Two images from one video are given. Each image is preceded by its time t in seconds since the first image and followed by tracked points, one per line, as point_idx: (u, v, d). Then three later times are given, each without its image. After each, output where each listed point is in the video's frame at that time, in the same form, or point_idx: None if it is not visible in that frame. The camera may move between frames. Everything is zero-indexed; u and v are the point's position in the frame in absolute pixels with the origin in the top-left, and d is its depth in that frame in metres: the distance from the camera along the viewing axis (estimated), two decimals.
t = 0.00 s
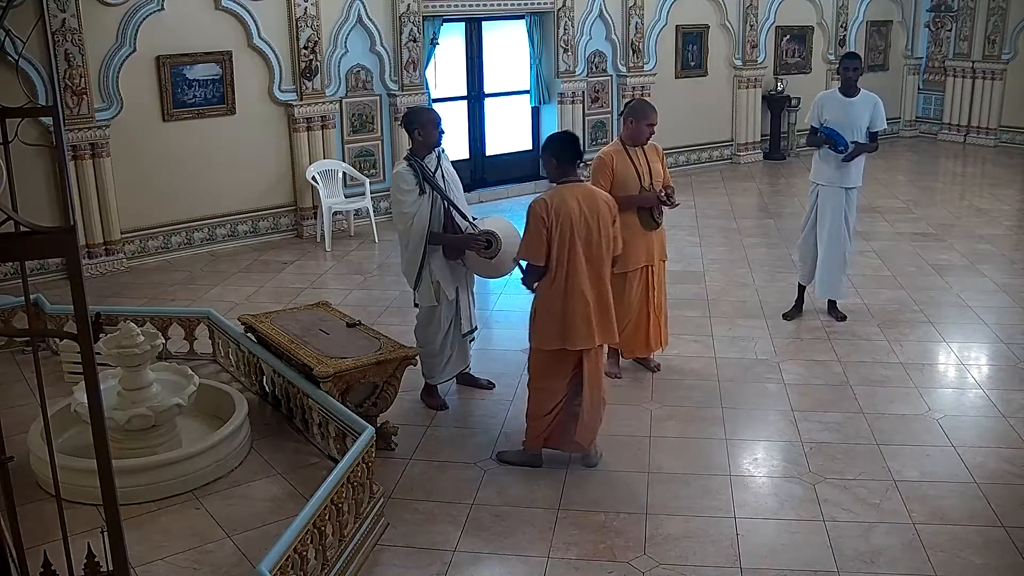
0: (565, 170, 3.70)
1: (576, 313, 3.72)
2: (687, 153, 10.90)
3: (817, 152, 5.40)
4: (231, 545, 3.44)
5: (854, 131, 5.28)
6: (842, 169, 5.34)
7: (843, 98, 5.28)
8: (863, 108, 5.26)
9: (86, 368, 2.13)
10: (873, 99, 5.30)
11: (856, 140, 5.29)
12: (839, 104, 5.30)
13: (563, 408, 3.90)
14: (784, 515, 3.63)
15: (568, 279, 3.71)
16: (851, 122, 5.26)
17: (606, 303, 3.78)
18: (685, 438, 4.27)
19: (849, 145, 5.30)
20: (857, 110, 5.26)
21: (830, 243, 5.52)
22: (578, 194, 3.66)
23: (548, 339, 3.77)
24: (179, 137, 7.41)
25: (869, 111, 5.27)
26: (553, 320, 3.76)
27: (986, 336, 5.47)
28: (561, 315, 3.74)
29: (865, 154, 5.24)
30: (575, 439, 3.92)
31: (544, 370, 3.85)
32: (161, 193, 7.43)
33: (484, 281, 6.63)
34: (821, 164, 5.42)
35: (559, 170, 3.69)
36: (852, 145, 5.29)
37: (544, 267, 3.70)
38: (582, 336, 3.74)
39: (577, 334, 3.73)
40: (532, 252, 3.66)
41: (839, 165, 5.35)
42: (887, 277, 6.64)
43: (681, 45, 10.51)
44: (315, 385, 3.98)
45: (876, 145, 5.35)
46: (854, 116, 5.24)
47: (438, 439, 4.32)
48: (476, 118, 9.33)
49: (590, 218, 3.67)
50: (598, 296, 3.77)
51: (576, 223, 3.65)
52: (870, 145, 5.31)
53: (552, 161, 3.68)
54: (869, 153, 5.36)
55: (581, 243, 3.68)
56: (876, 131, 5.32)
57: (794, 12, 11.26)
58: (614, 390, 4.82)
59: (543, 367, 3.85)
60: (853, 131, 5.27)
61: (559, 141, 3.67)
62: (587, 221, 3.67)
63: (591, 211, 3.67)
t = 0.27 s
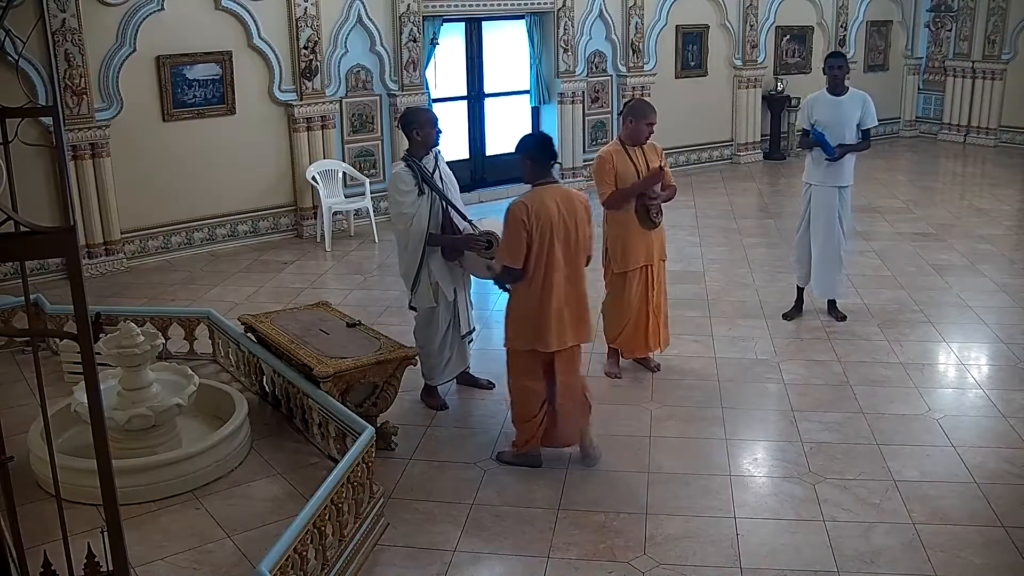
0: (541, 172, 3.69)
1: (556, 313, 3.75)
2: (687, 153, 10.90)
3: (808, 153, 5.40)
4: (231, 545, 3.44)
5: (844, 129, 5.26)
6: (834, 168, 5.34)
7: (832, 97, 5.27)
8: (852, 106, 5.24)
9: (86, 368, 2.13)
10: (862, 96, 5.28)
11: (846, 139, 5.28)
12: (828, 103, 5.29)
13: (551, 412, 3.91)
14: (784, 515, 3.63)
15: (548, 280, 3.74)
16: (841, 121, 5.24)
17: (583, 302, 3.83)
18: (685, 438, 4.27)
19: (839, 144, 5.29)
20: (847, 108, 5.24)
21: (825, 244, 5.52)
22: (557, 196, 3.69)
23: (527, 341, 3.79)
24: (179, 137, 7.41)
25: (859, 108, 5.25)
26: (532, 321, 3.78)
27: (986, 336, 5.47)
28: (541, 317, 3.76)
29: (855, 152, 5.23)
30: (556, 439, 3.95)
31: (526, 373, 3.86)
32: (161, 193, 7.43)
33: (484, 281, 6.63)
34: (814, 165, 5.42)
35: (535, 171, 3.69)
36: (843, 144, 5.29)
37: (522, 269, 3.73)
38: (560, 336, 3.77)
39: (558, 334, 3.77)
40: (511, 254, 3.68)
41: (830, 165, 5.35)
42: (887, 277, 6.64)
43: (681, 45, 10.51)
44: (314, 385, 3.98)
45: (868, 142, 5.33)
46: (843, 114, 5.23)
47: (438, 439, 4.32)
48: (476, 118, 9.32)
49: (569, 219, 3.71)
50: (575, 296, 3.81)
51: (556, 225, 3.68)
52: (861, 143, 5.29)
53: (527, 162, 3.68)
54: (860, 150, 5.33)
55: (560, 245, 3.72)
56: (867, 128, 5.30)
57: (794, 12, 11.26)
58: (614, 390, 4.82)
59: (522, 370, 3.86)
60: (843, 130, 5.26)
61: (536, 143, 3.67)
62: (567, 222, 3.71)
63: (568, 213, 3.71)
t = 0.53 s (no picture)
0: (518, 172, 3.73)
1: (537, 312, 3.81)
2: (687, 153, 10.89)
3: (799, 155, 5.41)
4: (231, 546, 3.44)
5: (834, 129, 5.27)
6: (825, 168, 5.34)
7: (820, 98, 5.28)
8: (840, 105, 5.26)
9: (85, 368, 2.13)
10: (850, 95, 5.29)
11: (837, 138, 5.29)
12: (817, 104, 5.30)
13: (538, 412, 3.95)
14: (784, 515, 3.63)
15: (528, 279, 3.79)
16: (831, 121, 5.26)
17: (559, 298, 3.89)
18: (685, 438, 4.27)
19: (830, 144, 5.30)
20: (836, 108, 5.26)
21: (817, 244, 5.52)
22: (535, 196, 3.73)
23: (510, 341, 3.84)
24: (179, 137, 7.41)
25: (847, 108, 5.27)
26: (514, 321, 3.83)
27: (986, 336, 5.47)
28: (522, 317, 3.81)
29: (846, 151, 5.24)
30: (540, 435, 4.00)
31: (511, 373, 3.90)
32: (160, 193, 7.43)
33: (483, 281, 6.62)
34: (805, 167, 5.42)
35: (513, 171, 3.72)
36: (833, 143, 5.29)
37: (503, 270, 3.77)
38: (541, 333, 3.83)
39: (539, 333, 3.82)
40: (493, 255, 3.72)
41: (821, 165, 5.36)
42: (887, 277, 6.64)
43: (681, 45, 10.50)
44: (314, 385, 3.99)
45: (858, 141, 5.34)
46: (833, 114, 5.24)
47: (438, 439, 4.32)
48: (476, 118, 9.32)
49: (547, 218, 3.76)
50: (553, 293, 3.88)
51: (535, 225, 3.73)
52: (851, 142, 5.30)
53: (505, 162, 3.72)
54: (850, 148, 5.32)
55: (539, 244, 3.77)
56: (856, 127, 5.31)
57: (794, 12, 11.26)
58: (614, 390, 4.82)
59: (505, 370, 3.90)
60: (833, 130, 5.26)
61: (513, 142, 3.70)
62: (546, 222, 3.76)
63: (547, 212, 3.76)
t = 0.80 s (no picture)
0: (500, 171, 3.75)
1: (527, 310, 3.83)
2: (687, 153, 10.89)
3: (793, 157, 5.42)
4: (231, 546, 3.44)
5: (826, 129, 5.27)
6: (819, 168, 5.34)
7: (810, 99, 5.29)
8: (831, 105, 5.26)
9: (86, 367, 2.13)
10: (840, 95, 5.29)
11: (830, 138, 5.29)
12: (808, 105, 5.30)
13: (532, 410, 3.97)
14: (783, 515, 3.63)
15: (517, 278, 3.82)
16: (823, 121, 5.26)
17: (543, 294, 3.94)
18: (685, 438, 4.27)
19: (822, 144, 5.30)
20: (827, 108, 5.26)
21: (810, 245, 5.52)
22: (518, 194, 3.76)
23: (503, 343, 3.85)
24: (179, 137, 7.42)
25: (838, 107, 5.27)
26: (504, 320, 3.84)
27: (986, 336, 5.47)
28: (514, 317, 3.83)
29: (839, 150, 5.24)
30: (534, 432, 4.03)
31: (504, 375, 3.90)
32: (160, 193, 7.43)
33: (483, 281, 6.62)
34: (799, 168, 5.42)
35: (494, 171, 3.75)
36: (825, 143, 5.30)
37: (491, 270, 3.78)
38: (531, 331, 3.86)
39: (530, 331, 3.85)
40: (480, 256, 3.73)
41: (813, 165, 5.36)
42: (887, 277, 6.64)
43: (681, 45, 10.50)
44: (315, 385, 3.98)
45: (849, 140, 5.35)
46: (824, 114, 5.24)
47: (438, 440, 4.32)
48: (476, 118, 9.32)
49: (532, 216, 3.79)
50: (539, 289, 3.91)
51: (522, 224, 3.76)
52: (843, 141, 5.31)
53: (486, 164, 3.75)
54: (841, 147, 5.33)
55: (526, 242, 3.80)
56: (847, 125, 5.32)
57: (794, 12, 11.26)
58: (614, 390, 4.82)
59: (497, 372, 3.90)
60: (825, 129, 5.27)
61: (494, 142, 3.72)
62: (531, 219, 3.79)
63: (529, 209, 3.79)
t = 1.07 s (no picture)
0: (482, 170, 3.76)
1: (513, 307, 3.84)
2: (687, 153, 10.90)
3: (793, 157, 5.41)
4: (231, 546, 3.44)
5: (824, 129, 5.27)
6: (818, 168, 5.34)
7: (808, 99, 5.29)
8: (828, 105, 5.26)
9: (86, 368, 2.12)
10: (837, 94, 5.29)
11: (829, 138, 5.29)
12: (805, 105, 5.31)
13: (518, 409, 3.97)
14: (783, 515, 3.63)
15: (502, 275, 3.83)
16: (821, 121, 5.26)
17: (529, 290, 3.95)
18: (685, 438, 4.27)
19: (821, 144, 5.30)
20: (824, 108, 5.26)
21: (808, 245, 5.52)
22: (501, 191, 3.77)
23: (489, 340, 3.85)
24: (179, 137, 7.42)
25: (836, 107, 5.26)
26: (489, 319, 3.84)
27: (986, 336, 5.47)
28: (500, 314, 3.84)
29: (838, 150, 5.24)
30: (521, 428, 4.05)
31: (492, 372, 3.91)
32: (160, 193, 7.43)
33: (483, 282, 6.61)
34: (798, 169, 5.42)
35: (477, 170, 3.76)
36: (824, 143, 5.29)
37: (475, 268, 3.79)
38: (516, 328, 3.87)
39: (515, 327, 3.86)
40: (463, 254, 3.74)
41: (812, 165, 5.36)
42: (887, 277, 6.64)
43: (681, 45, 10.50)
44: (314, 385, 3.99)
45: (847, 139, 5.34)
46: (822, 114, 5.24)
47: (438, 440, 4.32)
48: (476, 118, 9.32)
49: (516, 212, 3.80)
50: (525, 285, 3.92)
51: (506, 220, 3.77)
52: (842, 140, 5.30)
53: (467, 163, 3.76)
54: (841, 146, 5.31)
55: (511, 238, 3.81)
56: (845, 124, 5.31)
57: (794, 12, 11.26)
58: (614, 390, 4.82)
59: (482, 369, 3.91)
60: (823, 129, 5.26)
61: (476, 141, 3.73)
62: (515, 216, 3.80)
63: (513, 208, 3.79)
